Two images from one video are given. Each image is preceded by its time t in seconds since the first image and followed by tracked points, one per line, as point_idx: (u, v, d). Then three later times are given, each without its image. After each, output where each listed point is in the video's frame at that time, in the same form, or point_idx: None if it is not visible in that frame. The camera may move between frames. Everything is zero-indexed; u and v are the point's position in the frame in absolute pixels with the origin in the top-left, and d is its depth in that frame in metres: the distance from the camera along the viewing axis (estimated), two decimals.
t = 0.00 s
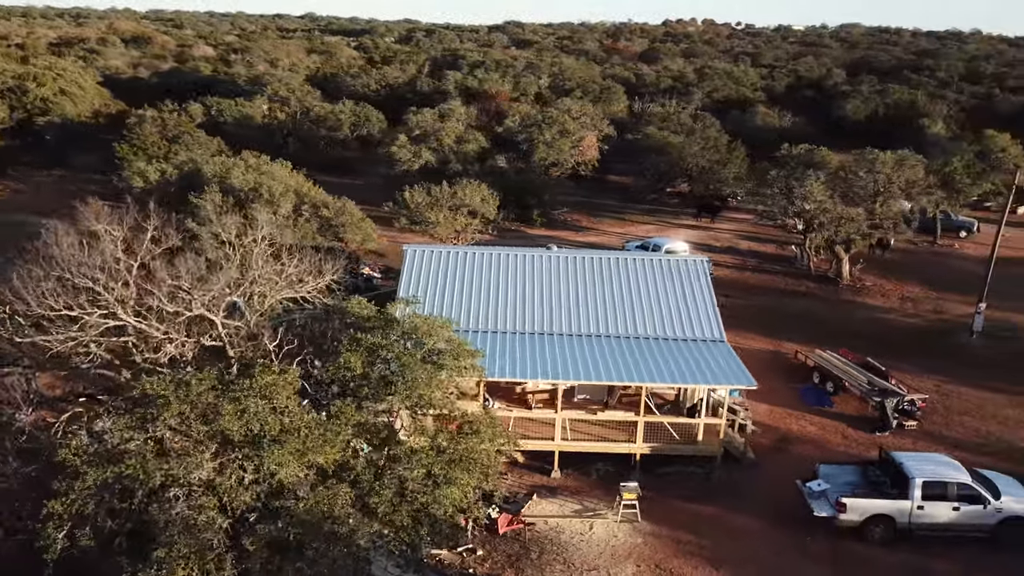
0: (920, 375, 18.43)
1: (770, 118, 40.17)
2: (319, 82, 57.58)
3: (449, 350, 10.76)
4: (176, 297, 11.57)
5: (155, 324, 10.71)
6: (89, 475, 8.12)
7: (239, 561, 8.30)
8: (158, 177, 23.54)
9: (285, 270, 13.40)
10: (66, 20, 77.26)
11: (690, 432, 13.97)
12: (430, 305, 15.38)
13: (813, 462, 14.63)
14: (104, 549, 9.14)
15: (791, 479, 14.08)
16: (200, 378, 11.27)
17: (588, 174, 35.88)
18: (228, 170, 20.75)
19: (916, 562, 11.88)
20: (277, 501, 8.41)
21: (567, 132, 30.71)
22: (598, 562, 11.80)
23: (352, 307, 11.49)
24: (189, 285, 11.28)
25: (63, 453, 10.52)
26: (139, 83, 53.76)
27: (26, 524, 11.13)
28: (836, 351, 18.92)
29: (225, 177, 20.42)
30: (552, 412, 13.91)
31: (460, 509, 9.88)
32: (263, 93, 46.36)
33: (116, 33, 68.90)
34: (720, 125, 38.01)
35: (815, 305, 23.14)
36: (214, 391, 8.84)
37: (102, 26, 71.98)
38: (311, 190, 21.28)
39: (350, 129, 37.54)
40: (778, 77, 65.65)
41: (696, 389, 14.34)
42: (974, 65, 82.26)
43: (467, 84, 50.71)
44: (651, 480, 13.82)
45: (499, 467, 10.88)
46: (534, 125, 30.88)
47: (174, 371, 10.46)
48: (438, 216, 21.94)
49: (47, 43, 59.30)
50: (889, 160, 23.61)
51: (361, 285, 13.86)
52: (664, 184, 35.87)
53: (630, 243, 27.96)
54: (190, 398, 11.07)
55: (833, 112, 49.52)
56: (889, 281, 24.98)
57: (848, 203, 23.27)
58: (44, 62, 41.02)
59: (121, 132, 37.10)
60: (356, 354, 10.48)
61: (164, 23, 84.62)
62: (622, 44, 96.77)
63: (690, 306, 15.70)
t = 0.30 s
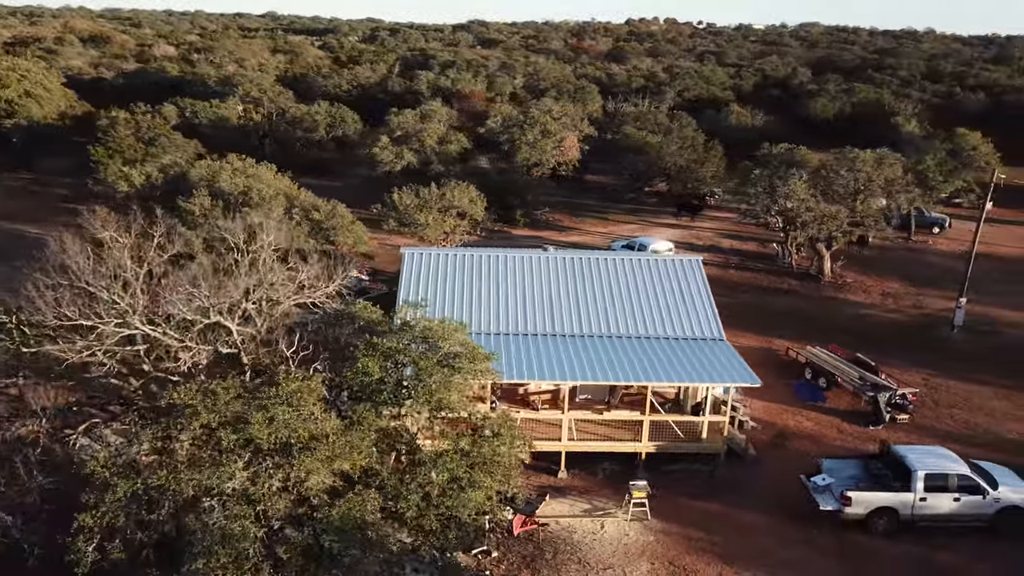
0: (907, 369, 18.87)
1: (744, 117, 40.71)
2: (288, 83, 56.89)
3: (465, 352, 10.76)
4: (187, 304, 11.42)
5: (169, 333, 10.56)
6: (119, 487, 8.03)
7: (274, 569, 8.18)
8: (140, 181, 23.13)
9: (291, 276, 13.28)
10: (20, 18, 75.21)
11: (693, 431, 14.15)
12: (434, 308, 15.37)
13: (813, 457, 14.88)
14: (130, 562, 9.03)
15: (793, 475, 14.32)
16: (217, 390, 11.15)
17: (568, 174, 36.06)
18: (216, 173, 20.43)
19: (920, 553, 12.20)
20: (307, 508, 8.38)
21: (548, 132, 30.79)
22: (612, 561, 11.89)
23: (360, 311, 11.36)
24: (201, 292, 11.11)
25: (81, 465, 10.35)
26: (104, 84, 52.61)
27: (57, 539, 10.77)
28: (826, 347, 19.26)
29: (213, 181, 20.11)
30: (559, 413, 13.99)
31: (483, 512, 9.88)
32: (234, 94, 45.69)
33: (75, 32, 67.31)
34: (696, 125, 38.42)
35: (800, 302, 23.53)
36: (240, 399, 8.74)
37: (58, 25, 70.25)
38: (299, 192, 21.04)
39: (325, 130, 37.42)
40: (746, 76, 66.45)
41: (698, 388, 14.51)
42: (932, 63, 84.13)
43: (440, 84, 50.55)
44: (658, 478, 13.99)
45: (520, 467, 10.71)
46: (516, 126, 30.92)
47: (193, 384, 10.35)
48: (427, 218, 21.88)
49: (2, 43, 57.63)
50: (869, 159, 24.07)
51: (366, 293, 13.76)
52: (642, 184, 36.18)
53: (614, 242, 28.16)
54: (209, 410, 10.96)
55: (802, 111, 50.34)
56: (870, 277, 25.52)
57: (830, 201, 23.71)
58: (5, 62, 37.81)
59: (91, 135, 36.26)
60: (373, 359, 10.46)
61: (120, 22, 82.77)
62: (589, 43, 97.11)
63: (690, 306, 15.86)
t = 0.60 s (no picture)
0: (901, 365, 19.25)
1: (725, 117, 41.13)
2: (264, 83, 56.37)
3: (486, 351, 10.78)
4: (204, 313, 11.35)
5: (192, 343, 10.50)
6: (158, 498, 8.02)
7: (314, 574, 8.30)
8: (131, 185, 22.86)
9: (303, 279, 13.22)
10: None
11: (703, 429, 14.30)
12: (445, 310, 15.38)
13: (818, 453, 15.11)
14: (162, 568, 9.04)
15: (800, 471, 14.53)
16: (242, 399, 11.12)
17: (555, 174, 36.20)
18: (210, 176, 20.20)
19: (929, 545, 12.47)
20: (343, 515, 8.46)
21: (537, 133, 30.87)
22: (631, 560, 12.01)
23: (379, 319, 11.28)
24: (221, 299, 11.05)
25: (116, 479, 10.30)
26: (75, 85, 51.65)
27: (97, 549, 10.56)
28: (822, 344, 19.55)
29: (208, 184, 19.89)
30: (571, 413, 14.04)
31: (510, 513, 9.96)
32: (212, 95, 45.17)
33: (41, 31, 66.09)
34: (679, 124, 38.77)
35: (791, 300, 23.87)
36: (275, 406, 8.69)
37: (22, 24, 68.85)
38: (295, 195, 20.88)
39: (309, 131, 37.28)
40: (721, 75, 67.14)
41: (707, 386, 14.66)
42: (900, 62, 85.69)
43: (421, 84, 50.42)
44: (669, 476, 14.13)
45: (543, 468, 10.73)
46: (504, 127, 30.99)
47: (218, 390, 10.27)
48: (424, 220, 21.86)
49: None
50: (857, 158, 24.44)
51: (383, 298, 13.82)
52: (628, 184, 36.43)
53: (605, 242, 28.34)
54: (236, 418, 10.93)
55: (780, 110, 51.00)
56: (857, 274, 25.96)
57: (820, 200, 24.05)
58: None
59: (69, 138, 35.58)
60: (396, 362, 10.48)
61: (85, 22, 81.43)
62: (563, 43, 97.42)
63: (695, 306, 16.04)
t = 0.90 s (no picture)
0: (893, 360, 19.65)
1: (706, 116, 41.55)
2: (238, 83, 55.72)
3: (505, 351, 10.79)
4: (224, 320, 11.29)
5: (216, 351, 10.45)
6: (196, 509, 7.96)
7: None
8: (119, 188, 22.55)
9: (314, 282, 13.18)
10: None
11: (710, 427, 14.47)
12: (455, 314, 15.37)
13: (821, 449, 15.35)
14: None
15: (804, 467, 14.76)
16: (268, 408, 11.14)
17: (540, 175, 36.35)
18: (203, 178, 19.91)
19: (936, 538, 12.78)
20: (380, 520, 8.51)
21: (524, 133, 30.93)
22: (648, 558, 12.14)
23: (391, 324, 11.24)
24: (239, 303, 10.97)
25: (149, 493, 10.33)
26: (45, 86, 50.62)
27: (132, 560, 10.54)
28: (817, 341, 19.84)
29: (202, 187, 19.63)
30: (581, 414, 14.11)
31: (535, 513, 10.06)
32: (189, 96, 44.64)
33: (3, 31, 64.63)
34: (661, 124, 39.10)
35: (781, 298, 24.23)
36: (308, 411, 8.62)
37: None
38: (288, 197, 20.71)
39: (291, 132, 37.05)
40: (695, 75, 67.70)
41: (715, 384, 14.82)
42: (868, 61, 87.11)
43: (400, 85, 50.24)
44: (678, 475, 14.30)
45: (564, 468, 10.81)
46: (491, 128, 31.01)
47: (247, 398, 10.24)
48: (419, 222, 21.81)
49: None
50: (844, 157, 24.83)
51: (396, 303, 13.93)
52: (612, 183, 36.66)
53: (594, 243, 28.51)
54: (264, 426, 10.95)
55: (756, 110, 51.65)
56: (844, 271, 26.40)
57: (808, 199, 24.41)
58: None
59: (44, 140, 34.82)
60: (417, 365, 10.49)
61: (46, 20, 79.87)
62: (536, 42, 97.55)
63: (698, 304, 16.23)
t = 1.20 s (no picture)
0: (880, 355, 20.10)
1: (682, 115, 42.00)
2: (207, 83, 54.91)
3: (520, 353, 10.80)
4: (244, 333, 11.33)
5: (235, 359, 10.44)
6: (232, 518, 7.90)
7: None
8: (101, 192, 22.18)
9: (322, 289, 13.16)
10: None
11: (713, 425, 14.69)
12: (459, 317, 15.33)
13: (820, 443, 15.63)
14: None
15: (804, 461, 15.03)
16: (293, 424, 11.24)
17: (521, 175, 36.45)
18: (192, 181, 19.60)
19: (936, 528, 13.12)
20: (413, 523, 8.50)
21: (507, 134, 31.00)
22: (660, 555, 12.28)
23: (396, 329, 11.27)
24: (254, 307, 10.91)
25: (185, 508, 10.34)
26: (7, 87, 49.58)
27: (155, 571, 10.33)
28: (807, 338, 20.19)
29: (190, 190, 19.33)
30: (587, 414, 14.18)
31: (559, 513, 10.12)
32: (161, 97, 43.96)
33: None
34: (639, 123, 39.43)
35: (766, 295, 24.61)
36: (338, 417, 8.56)
37: None
38: (277, 199, 20.50)
39: (267, 134, 36.86)
40: (665, 73, 68.27)
41: (717, 383, 15.00)
42: (832, 60, 88.57)
43: (374, 85, 49.99)
44: (682, 472, 14.48)
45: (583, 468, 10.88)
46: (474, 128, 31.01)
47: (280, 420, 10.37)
48: (411, 223, 21.74)
49: None
50: (826, 156, 25.29)
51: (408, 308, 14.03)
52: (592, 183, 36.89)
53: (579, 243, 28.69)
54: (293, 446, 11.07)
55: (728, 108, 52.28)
56: (825, 268, 26.89)
57: (792, 197, 24.82)
58: None
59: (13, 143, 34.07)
60: (434, 368, 10.48)
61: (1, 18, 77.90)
62: (504, 41, 97.56)
63: (697, 303, 16.39)
